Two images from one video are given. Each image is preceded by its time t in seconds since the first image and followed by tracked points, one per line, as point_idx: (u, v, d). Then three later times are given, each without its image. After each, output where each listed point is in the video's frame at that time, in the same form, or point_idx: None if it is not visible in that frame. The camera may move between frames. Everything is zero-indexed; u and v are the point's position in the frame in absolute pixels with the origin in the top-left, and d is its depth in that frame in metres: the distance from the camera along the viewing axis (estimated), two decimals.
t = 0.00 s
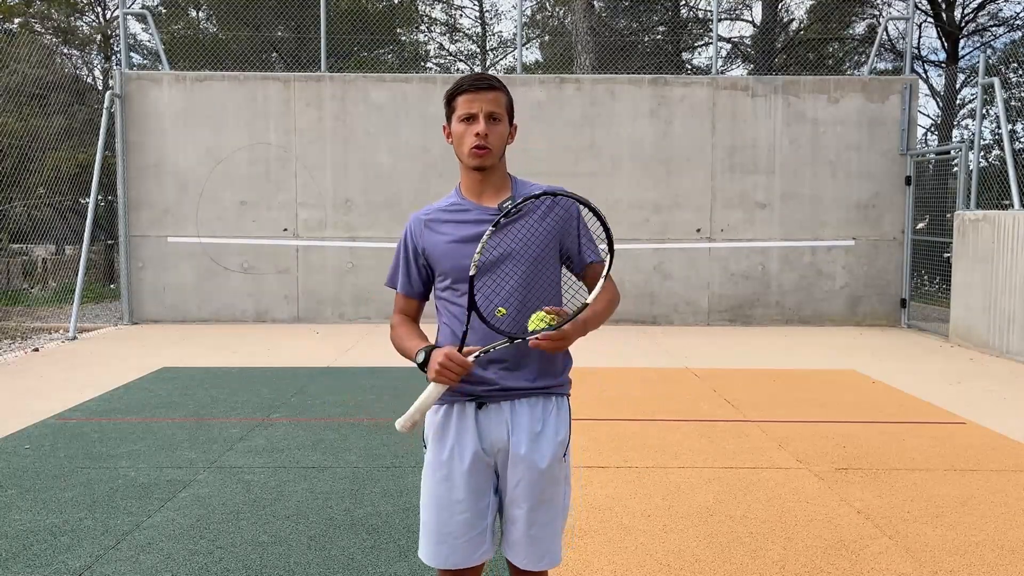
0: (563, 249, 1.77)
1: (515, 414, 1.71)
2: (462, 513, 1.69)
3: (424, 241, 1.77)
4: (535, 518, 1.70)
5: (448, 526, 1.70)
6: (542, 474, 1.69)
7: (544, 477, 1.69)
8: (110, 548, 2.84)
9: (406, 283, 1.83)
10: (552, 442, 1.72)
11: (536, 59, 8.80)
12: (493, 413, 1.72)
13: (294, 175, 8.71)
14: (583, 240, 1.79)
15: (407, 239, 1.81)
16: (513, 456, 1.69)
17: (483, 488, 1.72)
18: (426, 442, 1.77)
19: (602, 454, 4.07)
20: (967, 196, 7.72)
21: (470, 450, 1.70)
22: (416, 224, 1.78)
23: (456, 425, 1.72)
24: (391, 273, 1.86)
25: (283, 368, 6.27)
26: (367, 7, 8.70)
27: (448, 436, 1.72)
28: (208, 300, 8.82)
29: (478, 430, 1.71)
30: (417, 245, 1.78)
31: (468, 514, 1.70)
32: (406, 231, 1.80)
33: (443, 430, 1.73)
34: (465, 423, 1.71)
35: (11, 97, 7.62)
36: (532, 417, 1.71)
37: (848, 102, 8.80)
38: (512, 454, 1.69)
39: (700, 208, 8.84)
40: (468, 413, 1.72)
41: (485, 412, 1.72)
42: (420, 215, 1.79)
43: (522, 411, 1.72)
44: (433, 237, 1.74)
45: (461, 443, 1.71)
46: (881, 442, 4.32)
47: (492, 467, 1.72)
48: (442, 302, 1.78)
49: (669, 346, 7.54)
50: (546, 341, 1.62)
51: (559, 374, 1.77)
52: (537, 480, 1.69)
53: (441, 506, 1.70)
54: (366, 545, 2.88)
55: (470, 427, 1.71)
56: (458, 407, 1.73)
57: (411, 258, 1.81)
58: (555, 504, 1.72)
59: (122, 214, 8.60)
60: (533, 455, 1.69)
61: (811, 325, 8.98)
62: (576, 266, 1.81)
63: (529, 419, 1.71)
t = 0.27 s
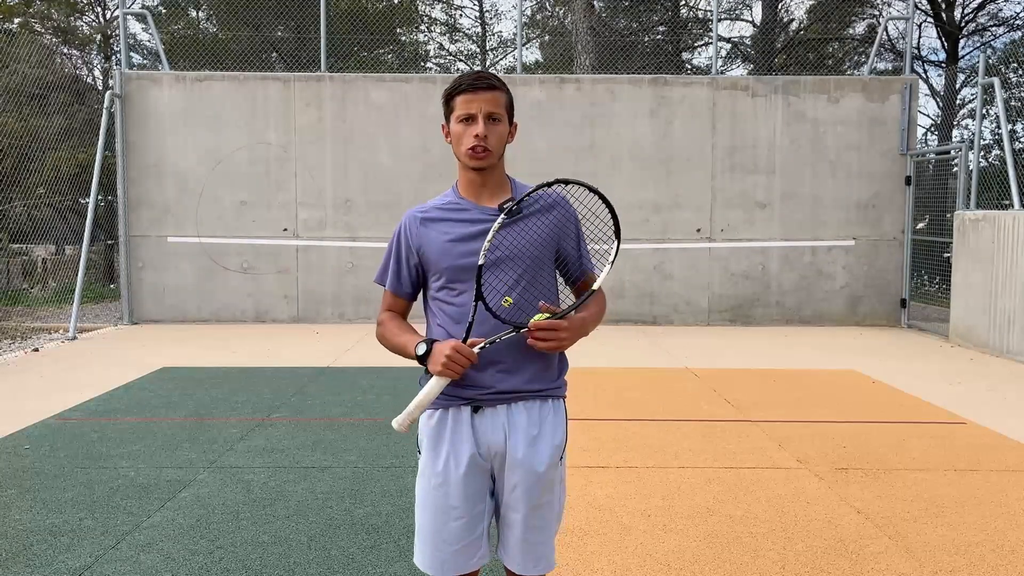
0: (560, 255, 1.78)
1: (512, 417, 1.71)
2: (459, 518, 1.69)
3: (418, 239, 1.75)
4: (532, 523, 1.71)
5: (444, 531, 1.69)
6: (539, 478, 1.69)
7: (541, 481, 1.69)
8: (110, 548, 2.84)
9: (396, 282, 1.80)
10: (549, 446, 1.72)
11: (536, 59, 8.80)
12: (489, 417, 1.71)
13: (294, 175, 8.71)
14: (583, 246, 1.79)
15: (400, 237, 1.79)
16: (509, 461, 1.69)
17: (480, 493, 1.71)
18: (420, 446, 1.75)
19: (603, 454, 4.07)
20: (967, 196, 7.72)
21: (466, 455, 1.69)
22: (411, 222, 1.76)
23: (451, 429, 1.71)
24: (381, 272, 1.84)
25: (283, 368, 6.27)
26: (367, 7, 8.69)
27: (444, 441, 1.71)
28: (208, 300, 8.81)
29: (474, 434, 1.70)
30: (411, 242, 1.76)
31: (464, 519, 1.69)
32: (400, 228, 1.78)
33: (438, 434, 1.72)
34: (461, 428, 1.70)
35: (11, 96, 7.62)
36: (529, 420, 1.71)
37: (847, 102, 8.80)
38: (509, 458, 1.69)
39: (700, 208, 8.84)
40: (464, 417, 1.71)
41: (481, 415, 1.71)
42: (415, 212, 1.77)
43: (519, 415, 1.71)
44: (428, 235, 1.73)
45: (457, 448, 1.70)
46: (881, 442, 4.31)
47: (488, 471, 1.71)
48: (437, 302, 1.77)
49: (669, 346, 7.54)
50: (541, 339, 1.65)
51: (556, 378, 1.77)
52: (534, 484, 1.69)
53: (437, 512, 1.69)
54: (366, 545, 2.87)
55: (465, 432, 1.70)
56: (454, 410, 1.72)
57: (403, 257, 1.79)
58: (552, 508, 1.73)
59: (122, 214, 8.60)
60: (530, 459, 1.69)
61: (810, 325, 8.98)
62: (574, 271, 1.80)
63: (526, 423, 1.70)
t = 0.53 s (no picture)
0: (559, 255, 1.78)
1: (511, 417, 1.71)
2: (459, 520, 1.69)
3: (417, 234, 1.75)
4: (532, 522, 1.71)
5: (444, 533, 1.69)
6: (539, 478, 1.69)
7: (541, 481, 1.69)
8: (110, 549, 2.84)
9: (395, 275, 1.79)
10: (549, 446, 1.72)
11: (536, 59, 8.80)
12: (488, 418, 1.71)
13: (294, 175, 8.71)
14: (581, 246, 1.79)
15: (399, 232, 1.78)
16: (509, 461, 1.69)
17: (480, 494, 1.71)
18: (419, 447, 1.75)
19: (603, 454, 4.07)
20: (967, 196, 7.72)
21: (466, 456, 1.68)
22: (410, 217, 1.75)
23: (450, 430, 1.71)
24: (377, 266, 1.83)
25: (283, 368, 6.27)
26: (367, 7, 8.69)
27: (443, 442, 1.70)
28: (208, 300, 8.81)
29: (473, 435, 1.70)
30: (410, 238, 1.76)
31: (464, 520, 1.69)
32: (399, 223, 1.78)
33: (437, 435, 1.72)
34: (461, 429, 1.70)
35: (11, 96, 7.62)
36: (528, 421, 1.71)
37: (848, 102, 8.80)
38: (509, 458, 1.69)
39: (700, 208, 8.84)
40: (463, 418, 1.71)
41: (480, 416, 1.71)
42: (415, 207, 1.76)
43: (518, 415, 1.71)
44: (427, 232, 1.72)
45: (456, 449, 1.70)
46: (881, 441, 4.31)
47: (488, 472, 1.71)
48: (434, 301, 1.76)
49: (669, 346, 7.54)
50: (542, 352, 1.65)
51: (555, 379, 1.77)
52: (534, 485, 1.69)
53: (437, 514, 1.69)
54: (366, 545, 2.87)
55: (465, 432, 1.69)
56: (453, 411, 1.72)
57: (401, 252, 1.78)
58: (552, 508, 1.73)
59: (122, 214, 8.60)
60: (531, 459, 1.69)
61: (811, 325, 8.98)
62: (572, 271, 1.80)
63: (525, 423, 1.71)
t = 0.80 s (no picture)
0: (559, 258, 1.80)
1: (510, 417, 1.71)
2: (459, 519, 1.68)
3: (421, 228, 1.73)
4: (532, 523, 1.71)
5: (444, 532, 1.68)
6: (539, 477, 1.69)
7: (541, 481, 1.70)
8: (110, 549, 2.84)
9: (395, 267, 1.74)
10: (548, 445, 1.72)
11: (536, 59, 8.80)
12: (487, 417, 1.71)
13: (294, 175, 8.71)
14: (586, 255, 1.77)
15: (402, 226, 1.75)
16: (509, 461, 1.69)
17: (479, 493, 1.71)
18: (418, 446, 1.75)
19: (603, 454, 4.07)
20: (967, 196, 7.72)
21: (465, 455, 1.68)
22: (415, 212, 1.74)
23: (449, 430, 1.70)
24: (377, 257, 1.77)
25: (283, 368, 6.27)
26: (367, 7, 8.69)
27: (442, 442, 1.70)
28: (208, 300, 8.81)
29: (472, 434, 1.70)
30: (414, 233, 1.74)
31: (464, 520, 1.68)
32: (402, 218, 1.75)
33: (436, 435, 1.71)
34: (461, 428, 1.70)
35: (11, 97, 7.62)
36: (527, 420, 1.72)
37: (848, 102, 8.80)
38: (508, 458, 1.69)
39: (700, 208, 8.84)
40: (462, 418, 1.70)
41: (479, 415, 1.71)
42: (419, 202, 1.75)
43: (516, 414, 1.72)
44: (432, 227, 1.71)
45: (456, 449, 1.69)
46: (881, 441, 4.31)
47: (487, 471, 1.71)
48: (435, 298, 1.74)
49: (669, 346, 7.54)
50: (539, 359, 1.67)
51: (552, 380, 1.78)
52: (534, 484, 1.69)
53: (436, 513, 1.68)
54: (366, 545, 2.87)
55: (464, 432, 1.69)
56: (452, 411, 1.71)
57: (403, 245, 1.75)
58: (552, 507, 1.73)
59: (122, 214, 8.60)
60: (531, 458, 1.69)
61: (811, 325, 8.98)
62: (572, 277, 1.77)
63: (525, 423, 1.71)
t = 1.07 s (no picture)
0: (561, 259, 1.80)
1: (512, 417, 1.71)
2: (459, 518, 1.68)
3: (422, 228, 1.73)
4: (533, 523, 1.70)
5: (444, 533, 1.68)
6: (539, 477, 1.69)
7: (542, 481, 1.70)
8: (110, 549, 2.84)
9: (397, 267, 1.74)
10: (549, 445, 1.72)
11: (536, 59, 8.80)
12: (489, 417, 1.71)
13: (294, 175, 8.71)
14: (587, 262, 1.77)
15: (404, 227, 1.75)
16: (510, 461, 1.69)
17: (480, 493, 1.71)
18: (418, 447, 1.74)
19: (603, 454, 4.07)
20: (967, 196, 7.72)
21: (466, 455, 1.68)
22: (417, 212, 1.74)
23: (450, 430, 1.70)
24: (379, 260, 1.78)
25: (283, 368, 6.27)
26: (367, 7, 8.69)
27: (443, 442, 1.70)
28: (208, 300, 8.81)
29: (473, 434, 1.70)
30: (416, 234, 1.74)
31: (465, 519, 1.68)
32: (405, 218, 1.75)
33: (437, 436, 1.71)
34: (462, 428, 1.70)
35: (11, 97, 7.62)
36: (528, 420, 1.72)
37: (848, 102, 8.80)
38: (509, 458, 1.69)
39: (700, 208, 8.84)
40: (463, 418, 1.70)
41: (480, 415, 1.71)
42: (422, 203, 1.75)
43: (518, 414, 1.72)
44: (435, 229, 1.71)
45: (456, 449, 1.69)
46: (881, 441, 4.31)
47: (488, 471, 1.71)
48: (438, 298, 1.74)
49: (669, 346, 7.54)
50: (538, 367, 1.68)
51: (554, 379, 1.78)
52: (535, 484, 1.69)
53: (437, 513, 1.68)
54: (366, 545, 2.87)
55: (465, 431, 1.69)
56: (453, 411, 1.72)
57: (406, 246, 1.75)
58: (553, 507, 1.73)
59: (122, 214, 8.60)
60: (532, 458, 1.69)
61: (811, 325, 8.98)
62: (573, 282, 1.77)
63: (526, 423, 1.71)
